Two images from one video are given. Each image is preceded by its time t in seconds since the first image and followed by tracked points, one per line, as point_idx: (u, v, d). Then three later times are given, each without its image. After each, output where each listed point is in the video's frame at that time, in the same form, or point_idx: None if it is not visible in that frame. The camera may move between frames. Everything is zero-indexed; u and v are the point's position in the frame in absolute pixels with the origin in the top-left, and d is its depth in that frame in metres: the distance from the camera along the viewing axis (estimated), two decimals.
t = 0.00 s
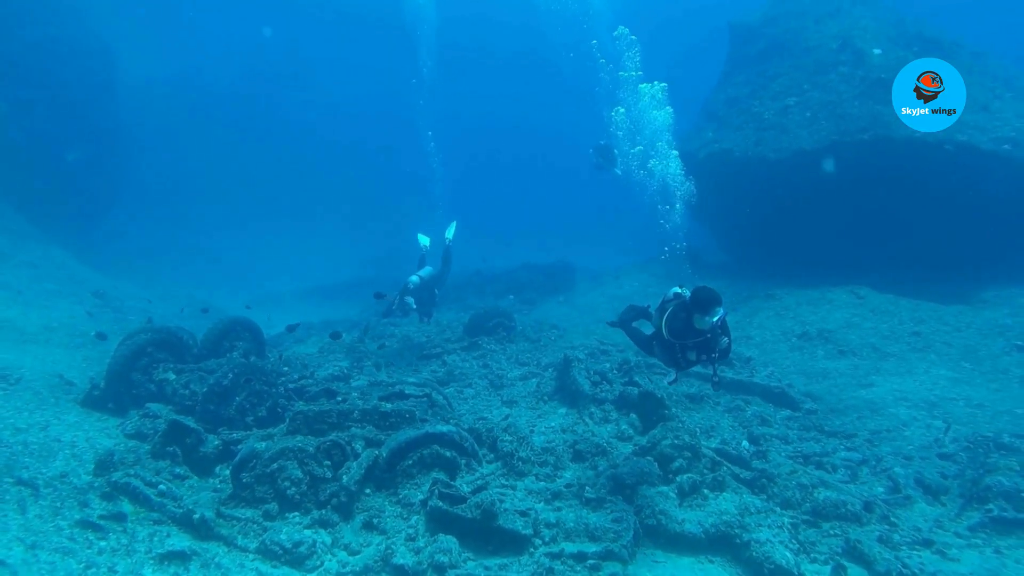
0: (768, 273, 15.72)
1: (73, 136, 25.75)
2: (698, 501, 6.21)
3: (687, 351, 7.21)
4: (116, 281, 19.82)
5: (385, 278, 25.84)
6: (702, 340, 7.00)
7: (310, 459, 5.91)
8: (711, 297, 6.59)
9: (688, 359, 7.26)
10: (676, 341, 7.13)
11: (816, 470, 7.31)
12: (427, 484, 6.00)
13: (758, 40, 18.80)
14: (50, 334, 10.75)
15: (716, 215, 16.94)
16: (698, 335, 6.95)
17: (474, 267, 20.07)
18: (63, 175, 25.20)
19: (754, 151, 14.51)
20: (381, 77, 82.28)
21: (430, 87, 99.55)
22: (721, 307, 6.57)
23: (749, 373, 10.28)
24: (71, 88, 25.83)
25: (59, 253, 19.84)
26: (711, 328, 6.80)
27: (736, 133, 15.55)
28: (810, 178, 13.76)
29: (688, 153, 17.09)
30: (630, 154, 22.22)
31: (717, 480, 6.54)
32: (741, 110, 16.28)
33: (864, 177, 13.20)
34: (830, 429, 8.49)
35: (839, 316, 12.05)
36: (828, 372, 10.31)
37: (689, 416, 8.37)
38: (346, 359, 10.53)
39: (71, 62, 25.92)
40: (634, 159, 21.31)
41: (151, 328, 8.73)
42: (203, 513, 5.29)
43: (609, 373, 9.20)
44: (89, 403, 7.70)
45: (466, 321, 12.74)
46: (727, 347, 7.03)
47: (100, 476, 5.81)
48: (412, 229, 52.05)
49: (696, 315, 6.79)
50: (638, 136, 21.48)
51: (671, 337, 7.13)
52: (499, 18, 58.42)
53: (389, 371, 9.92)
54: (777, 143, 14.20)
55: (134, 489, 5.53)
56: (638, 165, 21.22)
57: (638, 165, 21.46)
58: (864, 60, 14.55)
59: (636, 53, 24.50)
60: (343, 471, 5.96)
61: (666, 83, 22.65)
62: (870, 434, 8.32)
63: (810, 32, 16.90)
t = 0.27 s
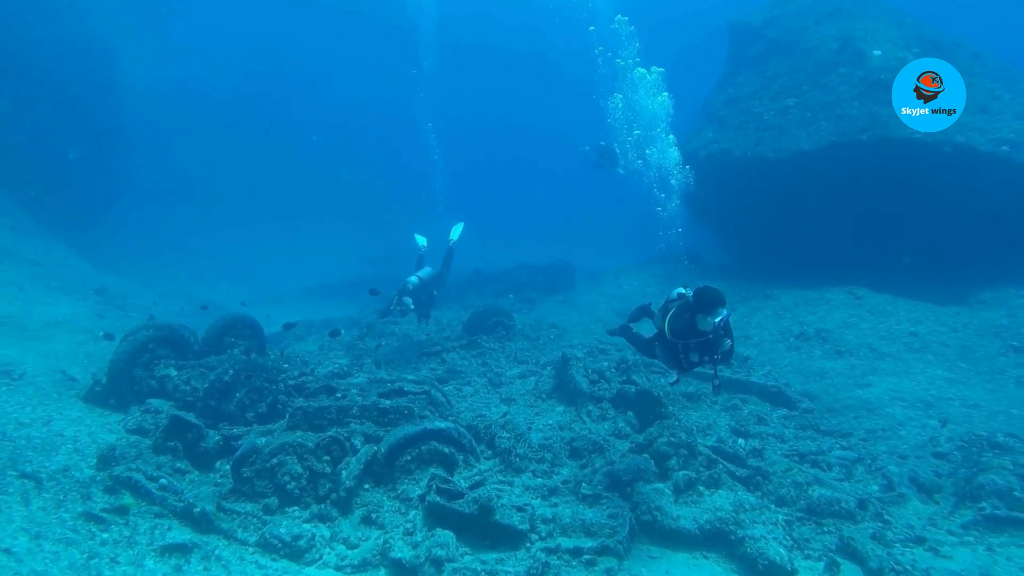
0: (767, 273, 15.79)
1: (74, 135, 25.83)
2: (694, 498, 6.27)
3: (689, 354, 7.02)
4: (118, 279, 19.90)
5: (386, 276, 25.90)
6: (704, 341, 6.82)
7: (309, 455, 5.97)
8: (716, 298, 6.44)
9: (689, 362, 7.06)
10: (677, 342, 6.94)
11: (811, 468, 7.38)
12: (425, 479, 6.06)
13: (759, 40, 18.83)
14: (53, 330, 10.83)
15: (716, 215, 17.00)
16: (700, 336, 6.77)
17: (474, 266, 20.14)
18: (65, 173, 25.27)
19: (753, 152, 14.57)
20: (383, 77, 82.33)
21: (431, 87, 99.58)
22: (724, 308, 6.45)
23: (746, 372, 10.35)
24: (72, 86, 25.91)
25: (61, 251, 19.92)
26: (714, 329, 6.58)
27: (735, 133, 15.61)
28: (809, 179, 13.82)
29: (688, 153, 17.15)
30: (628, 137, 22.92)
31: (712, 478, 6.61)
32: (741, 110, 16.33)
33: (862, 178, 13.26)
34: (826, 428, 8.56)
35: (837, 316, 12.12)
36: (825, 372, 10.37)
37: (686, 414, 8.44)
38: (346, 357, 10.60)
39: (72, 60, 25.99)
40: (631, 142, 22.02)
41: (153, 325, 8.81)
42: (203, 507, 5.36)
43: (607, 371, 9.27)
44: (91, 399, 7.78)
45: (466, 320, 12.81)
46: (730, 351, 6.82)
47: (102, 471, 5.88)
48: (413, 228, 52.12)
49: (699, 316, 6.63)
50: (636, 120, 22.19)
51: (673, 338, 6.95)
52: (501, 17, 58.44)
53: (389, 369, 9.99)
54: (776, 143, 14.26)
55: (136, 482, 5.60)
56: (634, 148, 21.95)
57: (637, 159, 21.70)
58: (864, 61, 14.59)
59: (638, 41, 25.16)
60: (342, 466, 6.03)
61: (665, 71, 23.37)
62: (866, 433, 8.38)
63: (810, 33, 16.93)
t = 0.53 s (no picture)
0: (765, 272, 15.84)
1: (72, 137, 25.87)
2: (692, 494, 6.32)
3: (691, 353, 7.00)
4: (119, 281, 19.95)
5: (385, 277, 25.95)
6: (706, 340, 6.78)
7: (309, 453, 6.04)
8: (715, 296, 6.43)
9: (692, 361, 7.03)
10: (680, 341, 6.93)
11: (808, 464, 7.43)
12: (425, 476, 6.11)
13: (756, 39, 18.86)
14: (54, 332, 10.88)
15: (714, 214, 17.05)
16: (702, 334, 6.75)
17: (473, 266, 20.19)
18: (64, 176, 25.33)
19: (750, 150, 14.62)
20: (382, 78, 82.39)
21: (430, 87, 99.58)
22: (725, 307, 6.39)
23: (744, 369, 10.40)
24: (70, 89, 25.96)
25: (61, 254, 19.98)
26: (715, 328, 6.53)
27: (732, 132, 15.66)
28: (806, 177, 13.87)
29: (685, 152, 17.19)
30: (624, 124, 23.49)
31: (710, 474, 6.65)
32: (738, 109, 16.37)
33: (859, 176, 13.31)
34: (823, 424, 8.61)
35: (834, 313, 12.17)
36: (823, 368, 10.42)
37: (684, 412, 8.49)
38: (346, 357, 10.66)
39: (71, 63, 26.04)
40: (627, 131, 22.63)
41: (153, 326, 8.86)
42: (205, 505, 5.41)
43: (606, 369, 9.33)
44: (93, 400, 7.84)
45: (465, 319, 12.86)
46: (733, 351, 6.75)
47: (104, 470, 5.94)
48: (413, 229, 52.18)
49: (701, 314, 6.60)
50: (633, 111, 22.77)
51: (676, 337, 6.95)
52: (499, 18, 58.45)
53: (388, 368, 10.04)
54: (772, 141, 14.31)
55: (138, 482, 5.65)
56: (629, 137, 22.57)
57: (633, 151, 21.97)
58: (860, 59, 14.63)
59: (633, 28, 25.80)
60: (342, 464, 6.09)
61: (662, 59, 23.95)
62: (864, 428, 8.43)
63: (807, 31, 16.96)
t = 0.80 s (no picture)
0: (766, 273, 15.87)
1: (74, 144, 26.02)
2: (691, 494, 6.35)
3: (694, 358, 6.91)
4: (122, 287, 20.05)
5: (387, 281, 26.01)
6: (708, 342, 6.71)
7: (312, 455, 6.09)
8: (716, 297, 6.42)
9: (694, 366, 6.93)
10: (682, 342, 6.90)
11: (808, 464, 7.46)
12: (426, 478, 6.16)
13: (754, 41, 18.92)
14: (58, 338, 10.95)
15: (714, 216, 17.10)
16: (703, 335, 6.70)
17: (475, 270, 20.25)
18: (66, 183, 25.46)
19: (749, 152, 14.67)
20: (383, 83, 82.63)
21: (431, 91, 99.80)
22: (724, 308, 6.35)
23: (744, 371, 10.44)
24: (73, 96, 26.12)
25: (64, 260, 20.09)
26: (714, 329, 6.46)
27: (731, 134, 15.71)
28: (805, 178, 13.92)
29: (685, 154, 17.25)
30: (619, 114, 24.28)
31: (710, 474, 6.68)
32: (737, 111, 16.42)
33: (858, 177, 13.35)
34: (823, 424, 8.65)
35: (834, 314, 12.20)
36: (823, 369, 10.45)
37: (684, 413, 8.53)
38: (348, 361, 10.73)
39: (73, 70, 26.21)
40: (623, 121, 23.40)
41: (157, 330, 8.92)
42: (208, 507, 5.47)
43: (606, 371, 9.38)
44: (97, 405, 7.90)
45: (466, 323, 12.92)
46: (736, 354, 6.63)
47: (109, 473, 6.00)
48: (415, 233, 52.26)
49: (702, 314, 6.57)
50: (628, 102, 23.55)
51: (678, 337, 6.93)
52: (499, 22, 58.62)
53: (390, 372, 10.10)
54: (771, 143, 14.36)
55: (142, 485, 5.71)
56: (625, 126, 23.31)
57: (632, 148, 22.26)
58: (858, 60, 14.69)
59: (628, 18, 26.38)
60: (344, 466, 6.14)
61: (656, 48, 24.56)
62: (863, 428, 8.46)
63: (805, 33, 17.02)
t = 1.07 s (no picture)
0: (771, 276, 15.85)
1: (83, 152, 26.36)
2: (694, 495, 6.36)
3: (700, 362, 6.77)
4: (130, 293, 20.20)
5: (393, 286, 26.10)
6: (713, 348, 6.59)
7: (316, 457, 6.15)
8: (724, 301, 6.49)
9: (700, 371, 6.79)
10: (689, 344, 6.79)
11: (812, 465, 7.46)
12: (429, 479, 6.20)
13: (757, 43, 18.95)
14: (66, 343, 11.05)
15: (718, 218, 17.09)
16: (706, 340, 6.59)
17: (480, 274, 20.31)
18: (75, 189, 25.72)
19: (753, 154, 14.68)
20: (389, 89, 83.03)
21: (436, 96, 100.10)
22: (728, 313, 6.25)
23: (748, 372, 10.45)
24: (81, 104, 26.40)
25: (73, 266, 20.27)
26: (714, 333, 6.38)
27: (735, 136, 15.73)
28: (809, 180, 13.92)
29: (689, 157, 17.28)
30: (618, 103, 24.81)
31: (713, 475, 6.68)
32: (740, 113, 16.45)
33: (862, 178, 13.34)
34: (827, 426, 8.66)
35: (840, 316, 12.19)
36: (828, 371, 10.45)
37: (688, 414, 8.54)
38: (353, 364, 10.80)
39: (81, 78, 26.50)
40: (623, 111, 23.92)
41: (164, 335, 9.00)
42: (215, 509, 5.52)
43: (609, 373, 9.42)
44: (105, 409, 7.99)
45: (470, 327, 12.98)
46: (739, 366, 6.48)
47: (117, 476, 6.06)
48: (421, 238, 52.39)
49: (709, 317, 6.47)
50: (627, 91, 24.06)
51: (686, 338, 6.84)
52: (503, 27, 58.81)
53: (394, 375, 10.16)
54: (775, 145, 14.37)
55: (149, 487, 5.77)
56: (628, 121, 23.66)
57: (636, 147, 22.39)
58: (861, 62, 14.70)
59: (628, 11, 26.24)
60: (348, 467, 6.19)
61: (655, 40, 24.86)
62: (868, 429, 8.46)
63: (808, 35, 17.04)
